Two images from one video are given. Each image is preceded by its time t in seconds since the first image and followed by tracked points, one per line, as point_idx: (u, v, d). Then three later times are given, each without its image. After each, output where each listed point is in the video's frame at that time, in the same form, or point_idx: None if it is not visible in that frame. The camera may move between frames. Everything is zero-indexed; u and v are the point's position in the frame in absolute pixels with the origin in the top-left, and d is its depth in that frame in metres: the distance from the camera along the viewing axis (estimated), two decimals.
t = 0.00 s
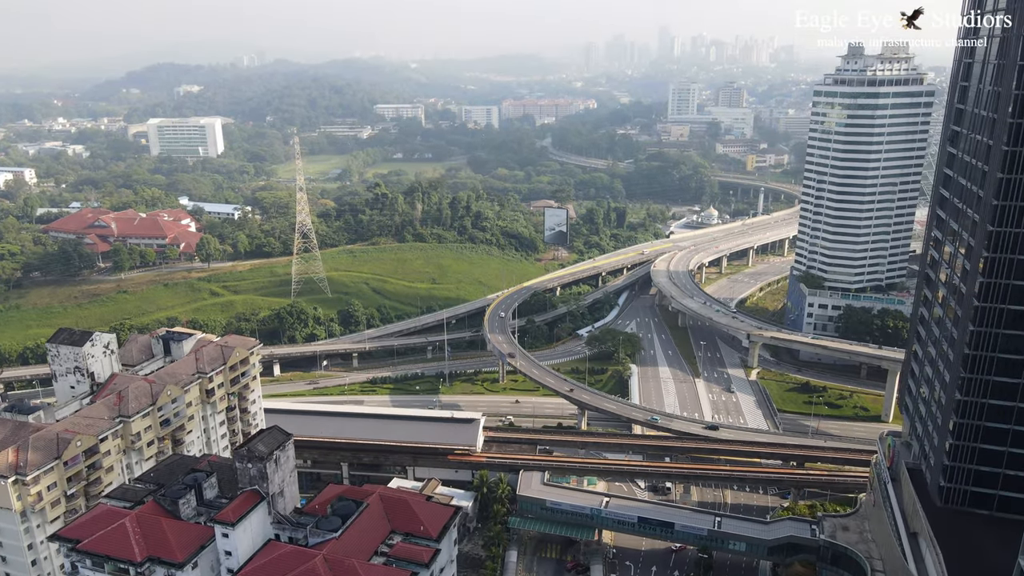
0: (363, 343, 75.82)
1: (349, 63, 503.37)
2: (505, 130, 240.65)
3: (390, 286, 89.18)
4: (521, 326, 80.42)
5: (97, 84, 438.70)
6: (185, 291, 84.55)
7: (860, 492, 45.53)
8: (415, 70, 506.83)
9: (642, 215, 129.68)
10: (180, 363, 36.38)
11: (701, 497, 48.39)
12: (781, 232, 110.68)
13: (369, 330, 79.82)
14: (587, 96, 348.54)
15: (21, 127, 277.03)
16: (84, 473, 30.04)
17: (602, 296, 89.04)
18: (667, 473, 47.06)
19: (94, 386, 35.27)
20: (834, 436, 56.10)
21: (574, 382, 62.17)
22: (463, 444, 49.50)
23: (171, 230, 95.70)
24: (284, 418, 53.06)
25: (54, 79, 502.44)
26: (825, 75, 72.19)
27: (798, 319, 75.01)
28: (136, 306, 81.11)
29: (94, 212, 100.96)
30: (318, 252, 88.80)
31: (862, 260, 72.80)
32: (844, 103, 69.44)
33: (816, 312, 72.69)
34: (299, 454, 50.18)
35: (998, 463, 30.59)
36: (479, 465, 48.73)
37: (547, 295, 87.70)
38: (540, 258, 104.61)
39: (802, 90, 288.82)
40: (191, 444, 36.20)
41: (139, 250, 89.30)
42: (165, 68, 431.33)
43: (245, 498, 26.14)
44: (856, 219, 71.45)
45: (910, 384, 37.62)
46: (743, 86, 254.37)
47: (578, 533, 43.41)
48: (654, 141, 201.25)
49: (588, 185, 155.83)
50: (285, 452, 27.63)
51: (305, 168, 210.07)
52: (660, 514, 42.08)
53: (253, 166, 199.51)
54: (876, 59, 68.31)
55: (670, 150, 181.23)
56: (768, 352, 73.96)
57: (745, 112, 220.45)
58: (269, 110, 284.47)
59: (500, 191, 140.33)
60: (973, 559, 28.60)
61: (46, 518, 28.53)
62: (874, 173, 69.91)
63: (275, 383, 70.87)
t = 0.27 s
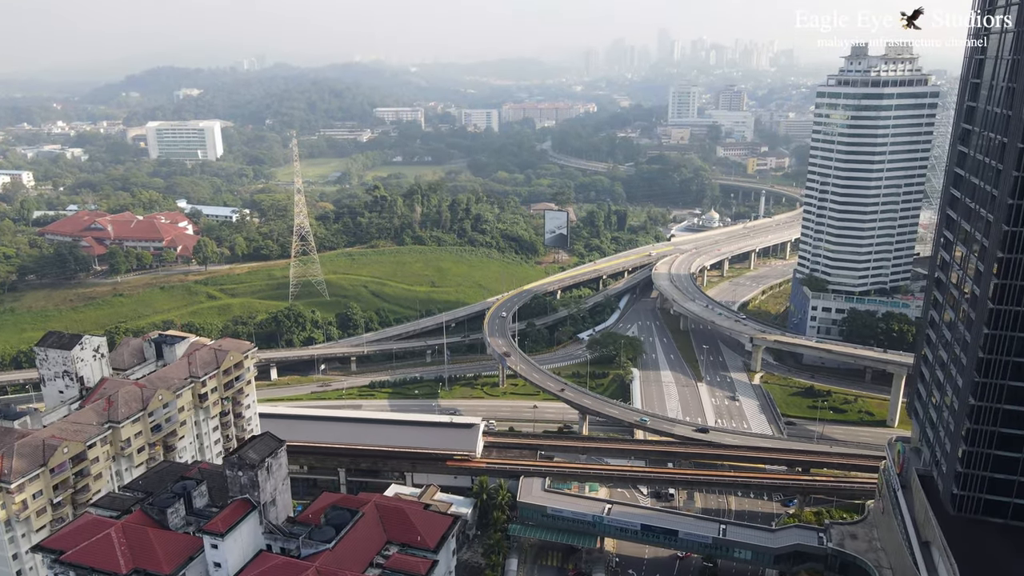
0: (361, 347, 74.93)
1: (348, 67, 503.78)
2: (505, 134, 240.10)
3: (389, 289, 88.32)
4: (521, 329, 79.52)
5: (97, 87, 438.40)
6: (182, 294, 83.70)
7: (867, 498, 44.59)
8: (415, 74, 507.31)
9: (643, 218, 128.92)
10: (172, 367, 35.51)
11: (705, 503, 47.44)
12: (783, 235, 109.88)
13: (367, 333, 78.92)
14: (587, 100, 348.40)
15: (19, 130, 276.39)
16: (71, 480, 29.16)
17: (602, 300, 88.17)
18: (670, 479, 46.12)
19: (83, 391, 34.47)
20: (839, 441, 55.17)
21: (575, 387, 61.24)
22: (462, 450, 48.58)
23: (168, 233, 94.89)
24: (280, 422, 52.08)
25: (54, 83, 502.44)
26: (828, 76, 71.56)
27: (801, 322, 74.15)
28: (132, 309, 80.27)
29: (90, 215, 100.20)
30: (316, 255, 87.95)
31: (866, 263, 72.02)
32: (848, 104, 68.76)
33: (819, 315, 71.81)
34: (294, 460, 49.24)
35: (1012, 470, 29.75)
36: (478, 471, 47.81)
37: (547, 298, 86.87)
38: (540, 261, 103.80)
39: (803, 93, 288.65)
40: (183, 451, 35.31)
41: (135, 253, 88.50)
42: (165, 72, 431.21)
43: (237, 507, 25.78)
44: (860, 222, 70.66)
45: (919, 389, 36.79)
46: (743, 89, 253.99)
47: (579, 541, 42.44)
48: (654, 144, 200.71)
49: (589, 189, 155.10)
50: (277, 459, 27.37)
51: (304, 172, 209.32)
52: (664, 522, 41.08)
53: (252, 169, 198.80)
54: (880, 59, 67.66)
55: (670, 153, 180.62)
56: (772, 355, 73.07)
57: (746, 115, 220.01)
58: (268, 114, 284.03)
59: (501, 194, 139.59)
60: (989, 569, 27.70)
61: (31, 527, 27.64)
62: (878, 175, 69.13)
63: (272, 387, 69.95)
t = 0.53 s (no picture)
0: (360, 350, 74.09)
1: (348, 71, 503.94)
2: (505, 137, 239.57)
3: (387, 292, 87.48)
4: (521, 333, 78.68)
5: (96, 91, 438.11)
6: (178, 298, 82.84)
7: (874, 505, 43.69)
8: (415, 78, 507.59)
9: (643, 221, 128.15)
10: (164, 371, 34.65)
11: (709, 510, 46.54)
12: (784, 238, 109.12)
13: (365, 337, 78.05)
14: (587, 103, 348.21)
15: (18, 133, 275.74)
16: (57, 488, 28.30)
17: (603, 303, 87.30)
18: (673, 485, 45.21)
19: (72, 396, 33.69)
20: (845, 446, 54.29)
21: (576, 391, 60.33)
22: (461, 455, 47.70)
23: (164, 236, 94.06)
24: (276, 427, 51.19)
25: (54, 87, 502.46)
26: (831, 76, 70.82)
27: (805, 326, 73.27)
28: (127, 312, 79.43)
29: (87, 217, 99.43)
30: (313, 257, 87.12)
31: (870, 265, 71.13)
32: (851, 104, 68.01)
33: (823, 319, 70.97)
34: (290, 465, 48.34)
35: None
36: (477, 477, 46.91)
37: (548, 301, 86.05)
38: (540, 264, 103.00)
39: (803, 97, 288.41)
40: (175, 457, 34.42)
41: (131, 255, 87.69)
42: (164, 75, 430.97)
43: (225, 517, 25.13)
44: (864, 224, 69.83)
45: (929, 393, 35.93)
46: (744, 92, 253.58)
47: (581, 548, 41.58)
48: (654, 147, 200.12)
49: (589, 192, 154.42)
50: (269, 468, 26.52)
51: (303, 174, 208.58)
52: (667, 529, 40.18)
53: (251, 172, 198.13)
54: (884, 60, 66.91)
55: (671, 156, 179.96)
56: (775, 359, 72.21)
57: (746, 118, 219.51)
58: (267, 117, 283.56)
59: (500, 197, 138.89)
60: None
61: (15, 536, 26.76)
62: (882, 177, 68.32)
63: (269, 392, 69.06)
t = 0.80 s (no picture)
0: (357, 354, 73.23)
1: (347, 74, 504.08)
2: (504, 140, 239.03)
3: (386, 295, 86.62)
4: (521, 336, 77.85)
5: (95, 94, 437.75)
6: (174, 301, 81.97)
7: (881, 511, 42.78)
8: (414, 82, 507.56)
9: (643, 223, 127.42)
10: (155, 375, 33.80)
11: (713, 517, 45.64)
12: (786, 241, 108.40)
13: (363, 340, 77.21)
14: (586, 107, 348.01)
15: (16, 136, 274.96)
16: (42, 496, 27.42)
17: (604, 306, 86.46)
18: (676, 491, 44.30)
19: (59, 401, 32.88)
20: (850, 451, 53.41)
21: (576, 395, 59.43)
22: (461, 460, 46.78)
23: (161, 238, 93.26)
24: (272, 432, 50.29)
25: (53, 90, 502.31)
26: (834, 77, 70.07)
27: (808, 329, 72.44)
28: (123, 315, 78.57)
29: (83, 220, 98.59)
30: (311, 260, 86.29)
31: (874, 268, 70.29)
32: (854, 105, 67.25)
33: (826, 322, 70.11)
34: (286, 471, 47.43)
35: None
36: (477, 483, 46.05)
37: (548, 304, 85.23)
38: (540, 267, 102.22)
39: (803, 100, 288.21)
40: (166, 463, 33.52)
41: (127, 258, 86.85)
42: (164, 79, 430.78)
43: (214, 528, 24.55)
44: (868, 226, 69.05)
45: (939, 397, 35.09)
46: (744, 95, 253.19)
47: (583, 557, 40.68)
48: (654, 150, 199.59)
49: (589, 195, 153.76)
50: (259, 475, 25.98)
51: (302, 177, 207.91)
52: (671, 537, 39.29)
53: (249, 175, 197.39)
54: (887, 60, 66.17)
55: (671, 159, 179.34)
56: (777, 363, 71.38)
57: (746, 121, 219.08)
58: (266, 120, 283.04)
59: (500, 200, 138.14)
60: None
61: None
62: (886, 178, 67.57)
63: (266, 396, 68.15)
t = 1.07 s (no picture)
0: (354, 357, 72.35)
1: (346, 78, 503.79)
2: (503, 143, 238.39)
3: (384, 298, 85.76)
4: (520, 340, 77.01)
5: (94, 98, 437.20)
6: (169, 304, 81.08)
7: (888, 518, 41.94)
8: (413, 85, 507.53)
9: (643, 226, 126.69)
10: (145, 379, 32.94)
11: (716, 523, 44.75)
12: (787, 244, 107.70)
13: (361, 344, 76.35)
14: (586, 110, 347.78)
15: (14, 140, 274.25)
16: (25, 504, 26.52)
17: (604, 309, 85.60)
18: (679, 497, 43.43)
19: (45, 406, 32.02)
20: (855, 456, 52.55)
21: (576, 399, 58.60)
22: (459, 466, 45.94)
23: (157, 241, 92.42)
24: (267, 436, 49.37)
25: (51, 94, 501.74)
26: (836, 78, 69.43)
27: (810, 332, 71.65)
28: (118, 319, 77.66)
29: (78, 222, 97.77)
30: (308, 263, 85.43)
31: (877, 270, 69.53)
32: (857, 106, 66.59)
33: (829, 325, 69.29)
34: (281, 477, 46.53)
35: None
36: (475, 489, 45.20)
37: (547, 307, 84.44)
38: (539, 270, 101.44)
39: (802, 103, 288.07)
40: (156, 469, 32.61)
41: (122, 261, 86.01)
42: (162, 82, 430.25)
43: (201, 538, 23.80)
44: (871, 228, 68.34)
45: (948, 401, 34.25)
46: (743, 98, 252.91)
47: (584, 565, 39.77)
48: (653, 153, 199.10)
49: (588, 198, 153.09)
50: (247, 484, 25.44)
51: (300, 180, 207.17)
52: (674, 544, 38.42)
53: (247, 178, 196.63)
54: (890, 60, 65.53)
55: (671, 162, 178.84)
56: (779, 366, 70.57)
57: (745, 124, 218.77)
58: (265, 123, 282.46)
59: (499, 202, 137.48)
60: None
61: None
62: (889, 180, 66.87)
63: (262, 400, 67.23)
